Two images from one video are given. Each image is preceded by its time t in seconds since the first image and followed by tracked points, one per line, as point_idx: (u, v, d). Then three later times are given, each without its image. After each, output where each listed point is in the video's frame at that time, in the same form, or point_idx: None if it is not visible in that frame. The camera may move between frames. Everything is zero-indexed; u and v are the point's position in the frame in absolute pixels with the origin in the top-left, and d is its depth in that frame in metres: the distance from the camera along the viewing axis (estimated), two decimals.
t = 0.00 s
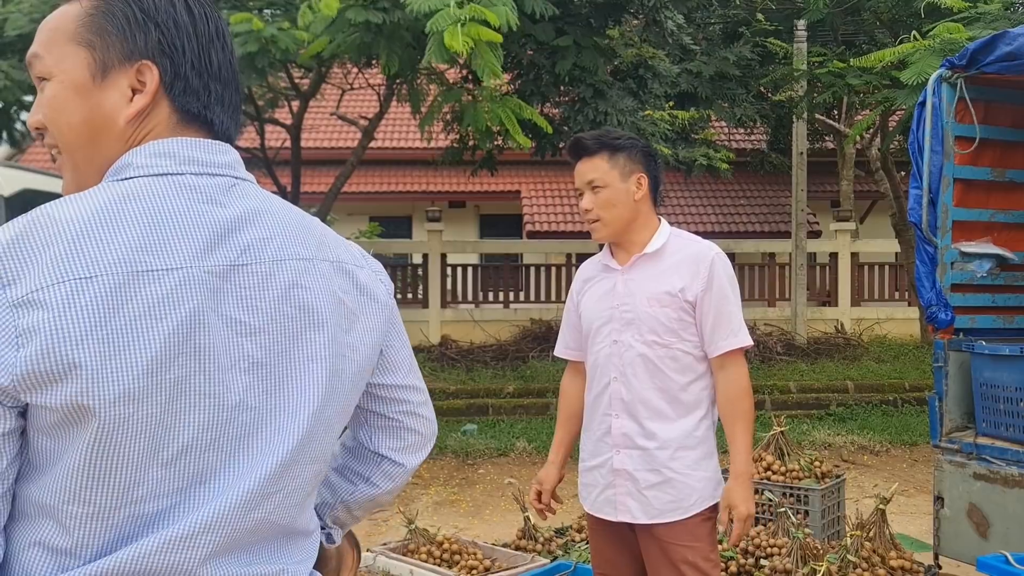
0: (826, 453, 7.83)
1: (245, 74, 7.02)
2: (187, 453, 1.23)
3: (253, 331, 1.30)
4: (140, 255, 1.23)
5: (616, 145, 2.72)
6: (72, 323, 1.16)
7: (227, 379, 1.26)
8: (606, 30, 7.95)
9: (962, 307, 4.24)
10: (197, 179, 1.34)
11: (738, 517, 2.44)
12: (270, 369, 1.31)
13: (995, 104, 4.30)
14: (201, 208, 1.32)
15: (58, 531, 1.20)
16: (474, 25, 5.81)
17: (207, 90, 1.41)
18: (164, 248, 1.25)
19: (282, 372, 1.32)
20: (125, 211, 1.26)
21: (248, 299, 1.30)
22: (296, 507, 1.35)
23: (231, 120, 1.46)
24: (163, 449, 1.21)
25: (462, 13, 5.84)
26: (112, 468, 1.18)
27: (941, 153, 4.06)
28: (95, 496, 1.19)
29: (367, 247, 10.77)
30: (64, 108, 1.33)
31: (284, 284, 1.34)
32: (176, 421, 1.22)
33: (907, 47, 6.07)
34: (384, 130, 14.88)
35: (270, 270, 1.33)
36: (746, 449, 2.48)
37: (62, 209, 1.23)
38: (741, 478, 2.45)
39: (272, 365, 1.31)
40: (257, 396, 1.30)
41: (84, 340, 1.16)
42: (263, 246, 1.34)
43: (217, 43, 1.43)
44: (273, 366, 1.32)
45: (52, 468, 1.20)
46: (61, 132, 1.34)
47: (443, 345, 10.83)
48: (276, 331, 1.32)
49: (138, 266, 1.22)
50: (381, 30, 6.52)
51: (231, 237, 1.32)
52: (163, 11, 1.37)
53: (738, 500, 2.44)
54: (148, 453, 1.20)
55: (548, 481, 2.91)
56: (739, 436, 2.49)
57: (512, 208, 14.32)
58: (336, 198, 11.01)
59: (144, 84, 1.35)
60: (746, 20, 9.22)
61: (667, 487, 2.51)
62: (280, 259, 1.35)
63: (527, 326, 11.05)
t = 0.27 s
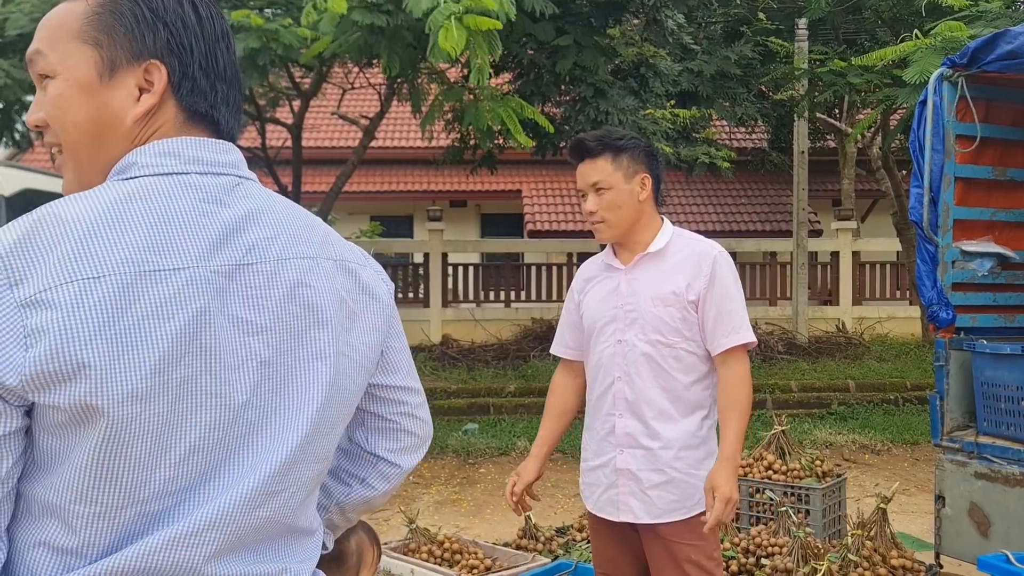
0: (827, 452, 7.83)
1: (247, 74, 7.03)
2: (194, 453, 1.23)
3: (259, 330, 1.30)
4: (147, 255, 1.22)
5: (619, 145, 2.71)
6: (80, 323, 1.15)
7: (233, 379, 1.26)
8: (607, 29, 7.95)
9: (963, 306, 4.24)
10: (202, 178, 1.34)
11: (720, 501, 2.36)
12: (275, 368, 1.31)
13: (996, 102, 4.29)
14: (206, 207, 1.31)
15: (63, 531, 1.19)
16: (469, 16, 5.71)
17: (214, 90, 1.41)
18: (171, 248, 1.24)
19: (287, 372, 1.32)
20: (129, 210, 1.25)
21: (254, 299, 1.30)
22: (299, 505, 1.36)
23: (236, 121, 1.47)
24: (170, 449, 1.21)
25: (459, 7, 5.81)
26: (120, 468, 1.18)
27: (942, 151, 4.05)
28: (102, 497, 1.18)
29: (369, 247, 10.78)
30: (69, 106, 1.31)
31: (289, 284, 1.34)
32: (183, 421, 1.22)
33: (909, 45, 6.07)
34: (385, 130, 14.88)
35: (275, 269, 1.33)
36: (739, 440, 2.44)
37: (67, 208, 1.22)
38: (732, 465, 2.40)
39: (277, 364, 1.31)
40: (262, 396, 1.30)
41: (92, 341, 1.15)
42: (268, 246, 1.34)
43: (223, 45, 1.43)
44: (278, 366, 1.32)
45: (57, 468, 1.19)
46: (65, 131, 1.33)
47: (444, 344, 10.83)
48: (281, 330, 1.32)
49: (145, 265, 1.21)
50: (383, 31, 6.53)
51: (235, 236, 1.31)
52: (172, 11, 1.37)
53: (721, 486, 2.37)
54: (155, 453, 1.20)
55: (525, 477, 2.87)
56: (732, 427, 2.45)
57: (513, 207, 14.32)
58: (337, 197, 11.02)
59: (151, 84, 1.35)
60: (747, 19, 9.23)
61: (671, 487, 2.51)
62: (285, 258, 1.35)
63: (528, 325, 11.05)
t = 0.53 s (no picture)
0: (828, 451, 7.84)
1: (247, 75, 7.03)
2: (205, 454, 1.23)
3: (268, 330, 1.30)
4: (160, 257, 1.21)
5: (605, 150, 2.70)
6: (95, 326, 1.14)
7: (243, 380, 1.26)
8: (607, 28, 7.95)
9: (965, 305, 4.23)
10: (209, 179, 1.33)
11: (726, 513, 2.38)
12: (283, 368, 1.31)
13: (996, 101, 4.28)
14: (213, 208, 1.30)
15: (73, 532, 1.18)
16: (480, 24, 5.82)
17: (221, 93, 1.41)
18: (183, 249, 1.24)
19: (293, 371, 1.33)
20: (138, 210, 1.24)
21: (264, 299, 1.30)
22: (304, 502, 1.37)
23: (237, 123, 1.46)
24: (182, 450, 1.21)
25: (466, 12, 5.84)
26: (135, 469, 1.18)
27: (942, 151, 4.05)
28: (116, 498, 1.18)
29: (369, 246, 10.78)
30: (78, 106, 1.29)
31: (297, 284, 1.34)
32: (195, 421, 1.22)
33: (909, 44, 6.06)
34: (385, 129, 14.89)
35: (283, 269, 1.33)
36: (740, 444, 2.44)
37: (77, 210, 1.21)
38: (734, 471, 2.40)
39: (285, 364, 1.32)
40: (271, 397, 1.30)
41: (108, 344, 1.15)
42: (275, 246, 1.34)
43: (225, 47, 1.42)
44: (287, 365, 1.32)
45: (68, 468, 1.18)
46: (70, 132, 1.30)
47: (445, 343, 10.84)
48: (289, 330, 1.32)
49: (160, 267, 1.21)
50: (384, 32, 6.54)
51: (243, 236, 1.31)
52: (183, 14, 1.36)
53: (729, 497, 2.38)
54: (169, 454, 1.20)
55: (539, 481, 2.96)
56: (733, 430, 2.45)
57: (514, 207, 14.33)
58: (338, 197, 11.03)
59: (161, 86, 1.34)
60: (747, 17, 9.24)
61: (673, 488, 2.51)
62: (291, 258, 1.35)
63: (529, 324, 11.05)
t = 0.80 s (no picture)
0: (830, 449, 7.84)
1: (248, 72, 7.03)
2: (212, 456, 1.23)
3: (273, 332, 1.30)
4: (168, 259, 1.21)
5: (566, 177, 2.65)
6: (108, 328, 1.14)
7: (249, 382, 1.26)
8: (609, 25, 7.95)
9: (967, 302, 4.22)
10: (213, 181, 1.33)
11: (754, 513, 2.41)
12: (287, 370, 1.32)
13: (999, 98, 4.27)
14: (218, 209, 1.30)
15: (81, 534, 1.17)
16: (495, 35, 5.91)
17: (220, 91, 1.41)
18: (191, 250, 1.23)
19: (297, 372, 1.33)
20: (145, 211, 1.24)
21: (269, 301, 1.30)
22: (306, 502, 1.37)
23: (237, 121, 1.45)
24: (190, 452, 1.21)
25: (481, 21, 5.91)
26: (146, 471, 1.17)
27: (945, 147, 4.03)
28: (126, 500, 1.17)
29: (372, 245, 10.79)
30: (75, 105, 1.29)
31: (300, 285, 1.35)
32: (203, 422, 1.22)
33: (912, 40, 6.05)
34: (387, 127, 14.89)
35: (287, 271, 1.33)
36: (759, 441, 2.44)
37: (84, 210, 1.20)
38: (755, 471, 2.42)
39: (289, 365, 1.32)
40: (275, 398, 1.30)
41: (121, 346, 1.14)
42: (279, 248, 1.34)
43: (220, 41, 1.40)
44: (290, 367, 1.32)
45: (77, 471, 1.16)
46: (70, 130, 1.30)
47: (448, 341, 10.84)
48: (293, 331, 1.33)
49: (167, 269, 1.20)
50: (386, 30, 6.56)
51: (247, 237, 1.31)
52: (181, 12, 1.35)
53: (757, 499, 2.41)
54: (177, 455, 1.19)
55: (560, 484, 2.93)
56: (750, 429, 2.45)
57: (516, 204, 14.32)
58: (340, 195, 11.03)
59: (160, 84, 1.33)
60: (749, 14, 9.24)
61: (678, 485, 2.49)
62: (295, 260, 1.35)
63: (531, 322, 11.06)
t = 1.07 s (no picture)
0: (832, 443, 7.84)
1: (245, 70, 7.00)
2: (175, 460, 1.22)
3: (240, 334, 1.27)
4: (124, 261, 1.20)
5: (552, 183, 2.64)
6: (56, 332, 1.14)
7: (214, 385, 1.24)
8: (608, 20, 7.92)
9: (968, 295, 4.19)
10: (183, 181, 1.30)
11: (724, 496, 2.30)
12: (258, 373, 1.29)
13: (999, 90, 4.24)
14: (184, 210, 1.28)
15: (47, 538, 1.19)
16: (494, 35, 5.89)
17: (154, 77, 1.28)
18: (148, 252, 1.22)
19: (269, 374, 1.30)
20: (105, 214, 1.23)
21: (235, 303, 1.28)
22: (289, 509, 1.34)
23: (217, 105, 1.35)
24: (151, 455, 1.20)
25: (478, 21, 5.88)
26: (102, 474, 1.17)
27: (945, 140, 4.02)
28: (85, 504, 1.17)
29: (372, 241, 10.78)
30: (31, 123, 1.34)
31: (271, 285, 1.32)
32: (164, 426, 1.20)
33: (912, 33, 6.01)
34: (387, 123, 14.87)
35: (256, 271, 1.31)
36: (741, 428, 2.33)
37: (44, 216, 1.21)
38: (734, 459, 2.31)
39: (259, 368, 1.29)
40: (244, 402, 1.28)
41: (68, 349, 1.15)
42: (249, 248, 1.31)
43: (174, 19, 1.30)
44: (260, 370, 1.29)
45: (40, 474, 1.18)
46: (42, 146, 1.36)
47: (449, 337, 10.84)
48: (262, 333, 1.30)
49: (121, 271, 1.20)
50: (384, 27, 6.53)
51: (215, 238, 1.29)
52: (87, 6, 1.28)
53: (728, 482, 2.30)
54: (137, 460, 1.19)
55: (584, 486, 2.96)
56: (731, 415, 2.34)
57: (517, 199, 14.31)
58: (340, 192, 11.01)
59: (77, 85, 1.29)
60: (748, 7, 9.20)
61: (681, 480, 2.46)
62: (266, 260, 1.32)
63: (533, 318, 11.05)
